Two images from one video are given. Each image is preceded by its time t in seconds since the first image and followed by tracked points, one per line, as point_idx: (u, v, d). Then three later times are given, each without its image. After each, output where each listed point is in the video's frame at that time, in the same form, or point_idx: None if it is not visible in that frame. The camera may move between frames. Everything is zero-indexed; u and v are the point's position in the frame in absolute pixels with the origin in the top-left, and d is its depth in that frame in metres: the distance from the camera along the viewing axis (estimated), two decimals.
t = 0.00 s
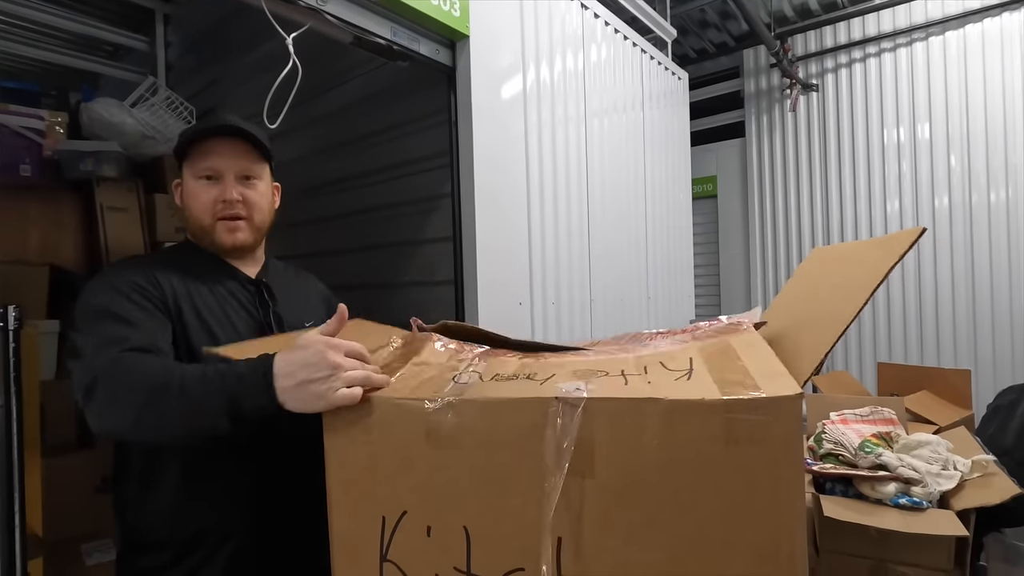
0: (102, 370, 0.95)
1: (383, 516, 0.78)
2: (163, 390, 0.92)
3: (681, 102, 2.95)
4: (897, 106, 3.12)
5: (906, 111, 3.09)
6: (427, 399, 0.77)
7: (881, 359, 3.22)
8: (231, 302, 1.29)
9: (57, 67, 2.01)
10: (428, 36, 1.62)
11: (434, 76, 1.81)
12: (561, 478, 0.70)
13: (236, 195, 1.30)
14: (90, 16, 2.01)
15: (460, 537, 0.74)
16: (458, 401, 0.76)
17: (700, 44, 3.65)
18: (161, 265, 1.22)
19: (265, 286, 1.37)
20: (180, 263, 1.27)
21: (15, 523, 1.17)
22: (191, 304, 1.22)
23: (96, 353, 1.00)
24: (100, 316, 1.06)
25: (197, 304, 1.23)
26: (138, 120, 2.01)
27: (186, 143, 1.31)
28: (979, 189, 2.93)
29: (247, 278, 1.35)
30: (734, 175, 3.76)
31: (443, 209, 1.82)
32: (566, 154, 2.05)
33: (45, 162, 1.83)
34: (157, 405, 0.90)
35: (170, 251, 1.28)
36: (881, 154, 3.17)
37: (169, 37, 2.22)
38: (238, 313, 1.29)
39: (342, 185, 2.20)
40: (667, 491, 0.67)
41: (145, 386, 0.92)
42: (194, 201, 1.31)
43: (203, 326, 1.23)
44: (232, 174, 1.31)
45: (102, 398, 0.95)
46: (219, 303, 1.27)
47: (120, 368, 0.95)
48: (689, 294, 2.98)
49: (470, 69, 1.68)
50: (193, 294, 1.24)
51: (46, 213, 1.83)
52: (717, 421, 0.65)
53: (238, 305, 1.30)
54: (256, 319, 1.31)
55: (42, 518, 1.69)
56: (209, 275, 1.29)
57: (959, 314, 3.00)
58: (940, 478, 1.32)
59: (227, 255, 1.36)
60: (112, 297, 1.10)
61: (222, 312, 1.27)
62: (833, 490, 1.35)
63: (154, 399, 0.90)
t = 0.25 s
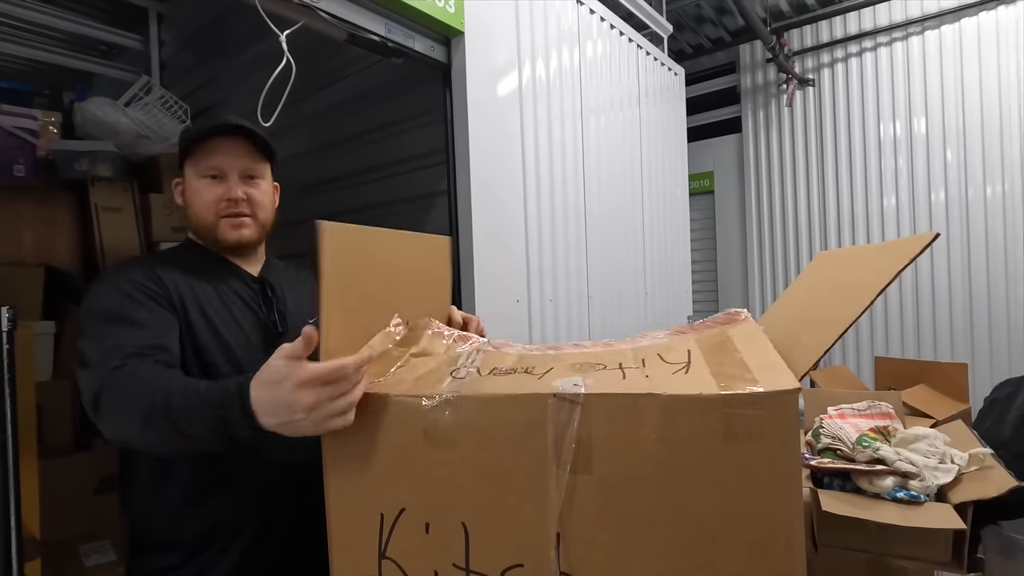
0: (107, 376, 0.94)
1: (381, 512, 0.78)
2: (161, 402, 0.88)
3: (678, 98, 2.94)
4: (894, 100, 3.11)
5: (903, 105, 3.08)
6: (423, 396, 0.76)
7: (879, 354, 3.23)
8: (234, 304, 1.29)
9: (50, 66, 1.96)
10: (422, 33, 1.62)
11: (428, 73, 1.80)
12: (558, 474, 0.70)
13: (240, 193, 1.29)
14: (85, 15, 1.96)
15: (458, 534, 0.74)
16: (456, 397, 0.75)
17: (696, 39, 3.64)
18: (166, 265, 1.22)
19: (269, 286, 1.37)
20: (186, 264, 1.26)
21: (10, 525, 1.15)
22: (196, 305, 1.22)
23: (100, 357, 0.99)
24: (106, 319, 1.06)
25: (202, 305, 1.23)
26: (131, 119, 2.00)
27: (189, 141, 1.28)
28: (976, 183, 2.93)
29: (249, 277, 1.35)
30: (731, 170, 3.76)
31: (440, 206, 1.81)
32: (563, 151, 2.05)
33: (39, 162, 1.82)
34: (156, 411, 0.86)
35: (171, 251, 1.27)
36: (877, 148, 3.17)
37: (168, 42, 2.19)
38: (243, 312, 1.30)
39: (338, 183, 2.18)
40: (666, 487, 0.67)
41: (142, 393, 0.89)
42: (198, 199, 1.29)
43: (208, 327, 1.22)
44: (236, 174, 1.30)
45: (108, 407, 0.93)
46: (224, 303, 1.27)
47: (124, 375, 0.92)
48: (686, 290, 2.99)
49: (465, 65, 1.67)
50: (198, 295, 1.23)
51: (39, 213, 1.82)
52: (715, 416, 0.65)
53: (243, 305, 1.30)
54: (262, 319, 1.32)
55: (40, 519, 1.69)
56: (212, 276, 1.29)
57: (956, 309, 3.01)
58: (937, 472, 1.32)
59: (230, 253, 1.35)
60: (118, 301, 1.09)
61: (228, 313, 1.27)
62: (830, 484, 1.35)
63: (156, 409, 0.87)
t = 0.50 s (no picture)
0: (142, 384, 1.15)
1: (378, 508, 0.78)
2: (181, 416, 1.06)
3: (673, 91, 2.94)
4: (888, 92, 3.12)
5: (897, 97, 3.09)
6: (420, 391, 0.76)
7: (874, 346, 3.24)
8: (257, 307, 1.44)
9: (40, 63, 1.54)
10: (415, 26, 1.60)
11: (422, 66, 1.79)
12: (554, 466, 0.70)
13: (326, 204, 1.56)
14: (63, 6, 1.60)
15: (456, 529, 0.74)
16: (452, 392, 0.74)
17: (690, 33, 3.63)
18: (189, 275, 1.36)
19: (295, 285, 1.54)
20: (217, 270, 1.42)
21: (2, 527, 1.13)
22: (223, 311, 1.38)
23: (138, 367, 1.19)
24: (144, 328, 1.25)
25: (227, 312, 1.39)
26: (122, 116, 1.63)
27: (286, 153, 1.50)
28: (970, 175, 2.94)
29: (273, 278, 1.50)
30: (726, 164, 3.76)
31: (434, 201, 1.80)
32: (557, 146, 2.04)
33: (29, 161, 1.46)
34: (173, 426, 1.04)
35: (201, 255, 1.42)
36: (872, 141, 3.17)
37: (151, 31, 1.78)
38: (266, 312, 1.46)
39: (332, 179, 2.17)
40: (663, 479, 0.66)
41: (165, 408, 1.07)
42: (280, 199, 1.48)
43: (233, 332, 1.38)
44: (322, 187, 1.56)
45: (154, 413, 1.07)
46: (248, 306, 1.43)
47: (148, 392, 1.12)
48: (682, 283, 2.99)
49: (458, 59, 1.66)
50: (223, 301, 1.39)
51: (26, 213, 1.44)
52: (713, 409, 0.65)
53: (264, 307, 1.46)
54: (284, 318, 1.49)
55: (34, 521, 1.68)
56: (239, 281, 1.44)
57: (950, 300, 3.02)
58: (933, 462, 1.33)
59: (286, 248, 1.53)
60: (151, 314, 1.26)
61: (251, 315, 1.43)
62: (826, 476, 1.35)
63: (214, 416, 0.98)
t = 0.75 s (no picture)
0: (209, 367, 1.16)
1: (373, 506, 0.78)
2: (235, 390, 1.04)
3: (670, 89, 2.94)
4: (884, 91, 3.12)
5: (893, 96, 3.09)
6: (415, 390, 0.75)
7: (868, 344, 3.26)
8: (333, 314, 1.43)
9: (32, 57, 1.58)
10: (411, 22, 1.60)
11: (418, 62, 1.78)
12: (550, 467, 0.70)
13: (408, 221, 1.59)
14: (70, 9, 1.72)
15: (450, 528, 0.74)
16: (447, 391, 0.74)
17: (687, 30, 3.62)
18: (278, 274, 1.38)
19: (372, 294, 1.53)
20: (304, 272, 1.44)
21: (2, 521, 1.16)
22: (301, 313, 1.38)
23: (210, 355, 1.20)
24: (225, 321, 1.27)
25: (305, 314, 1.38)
26: (117, 112, 1.72)
27: (386, 165, 1.51)
28: (965, 174, 2.95)
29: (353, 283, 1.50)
30: (722, 162, 3.76)
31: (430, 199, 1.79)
32: (554, 143, 2.04)
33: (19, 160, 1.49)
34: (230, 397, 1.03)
35: (285, 255, 1.45)
36: (867, 139, 3.18)
37: (146, 26, 1.90)
38: (342, 319, 1.44)
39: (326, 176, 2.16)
40: (660, 477, 0.66)
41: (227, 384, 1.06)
42: (374, 210, 1.50)
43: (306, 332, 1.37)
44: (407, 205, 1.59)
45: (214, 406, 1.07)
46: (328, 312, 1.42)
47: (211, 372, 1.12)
48: (678, 281, 3.00)
49: (454, 56, 1.66)
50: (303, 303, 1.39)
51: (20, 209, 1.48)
52: (709, 408, 0.65)
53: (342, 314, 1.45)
54: (358, 331, 1.46)
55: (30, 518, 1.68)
56: (317, 281, 1.44)
57: (944, 299, 3.04)
58: (926, 459, 1.34)
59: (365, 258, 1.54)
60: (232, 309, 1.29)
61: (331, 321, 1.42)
62: (821, 472, 1.36)
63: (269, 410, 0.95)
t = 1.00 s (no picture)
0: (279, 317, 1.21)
1: (375, 502, 0.78)
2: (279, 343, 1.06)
3: (670, 87, 2.94)
4: (885, 89, 3.11)
5: (894, 93, 3.08)
6: (418, 385, 0.76)
7: (870, 341, 3.25)
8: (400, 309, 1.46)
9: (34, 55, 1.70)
10: (410, 20, 1.60)
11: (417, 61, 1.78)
12: (553, 462, 0.70)
13: (479, 220, 1.50)
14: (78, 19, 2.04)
15: (452, 523, 0.74)
16: (448, 388, 0.74)
17: (687, 28, 3.62)
18: (359, 259, 1.45)
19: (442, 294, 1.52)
20: (382, 259, 1.49)
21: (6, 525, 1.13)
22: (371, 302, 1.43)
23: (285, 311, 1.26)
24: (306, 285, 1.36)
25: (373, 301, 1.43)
26: (117, 111, 1.83)
27: (455, 164, 1.45)
28: (966, 171, 2.94)
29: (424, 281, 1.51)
30: (722, 159, 3.76)
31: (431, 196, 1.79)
32: (554, 142, 2.04)
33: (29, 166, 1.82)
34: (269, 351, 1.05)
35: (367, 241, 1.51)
36: (868, 136, 3.17)
37: (146, 26, 2.02)
38: (410, 307, 1.48)
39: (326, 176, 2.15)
40: (661, 472, 0.66)
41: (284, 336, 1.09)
42: (440, 211, 1.45)
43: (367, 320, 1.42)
44: (479, 204, 1.49)
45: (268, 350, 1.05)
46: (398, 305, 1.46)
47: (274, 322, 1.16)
48: (679, 279, 3.00)
49: (453, 53, 1.66)
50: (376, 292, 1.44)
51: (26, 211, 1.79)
52: (709, 403, 0.65)
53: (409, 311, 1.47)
54: (419, 330, 1.47)
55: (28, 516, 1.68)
56: (393, 267, 1.49)
57: (945, 296, 3.03)
58: (927, 455, 1.33)
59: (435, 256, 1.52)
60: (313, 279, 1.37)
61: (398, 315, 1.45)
62: (822, 470, 1.36)
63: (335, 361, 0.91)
